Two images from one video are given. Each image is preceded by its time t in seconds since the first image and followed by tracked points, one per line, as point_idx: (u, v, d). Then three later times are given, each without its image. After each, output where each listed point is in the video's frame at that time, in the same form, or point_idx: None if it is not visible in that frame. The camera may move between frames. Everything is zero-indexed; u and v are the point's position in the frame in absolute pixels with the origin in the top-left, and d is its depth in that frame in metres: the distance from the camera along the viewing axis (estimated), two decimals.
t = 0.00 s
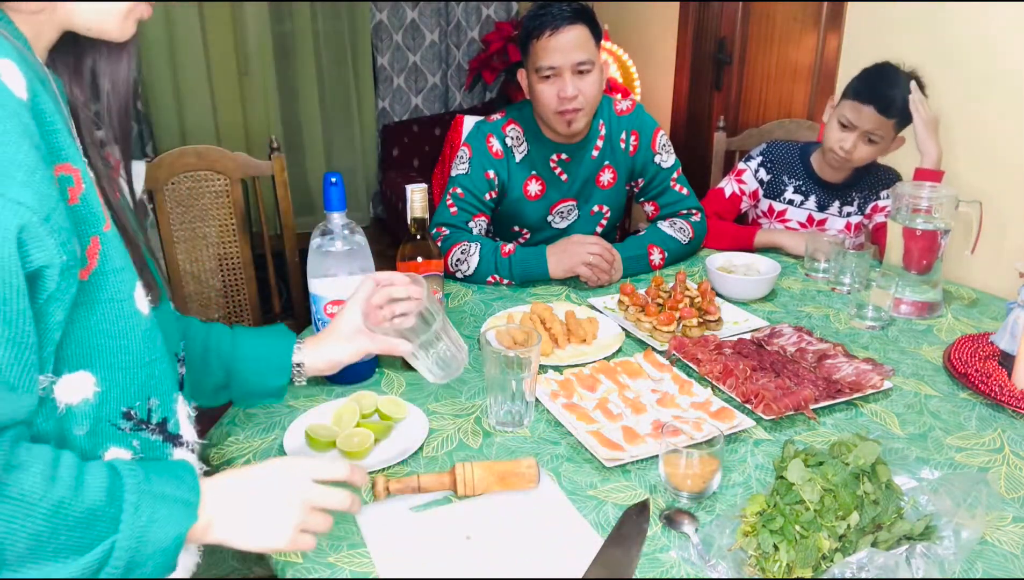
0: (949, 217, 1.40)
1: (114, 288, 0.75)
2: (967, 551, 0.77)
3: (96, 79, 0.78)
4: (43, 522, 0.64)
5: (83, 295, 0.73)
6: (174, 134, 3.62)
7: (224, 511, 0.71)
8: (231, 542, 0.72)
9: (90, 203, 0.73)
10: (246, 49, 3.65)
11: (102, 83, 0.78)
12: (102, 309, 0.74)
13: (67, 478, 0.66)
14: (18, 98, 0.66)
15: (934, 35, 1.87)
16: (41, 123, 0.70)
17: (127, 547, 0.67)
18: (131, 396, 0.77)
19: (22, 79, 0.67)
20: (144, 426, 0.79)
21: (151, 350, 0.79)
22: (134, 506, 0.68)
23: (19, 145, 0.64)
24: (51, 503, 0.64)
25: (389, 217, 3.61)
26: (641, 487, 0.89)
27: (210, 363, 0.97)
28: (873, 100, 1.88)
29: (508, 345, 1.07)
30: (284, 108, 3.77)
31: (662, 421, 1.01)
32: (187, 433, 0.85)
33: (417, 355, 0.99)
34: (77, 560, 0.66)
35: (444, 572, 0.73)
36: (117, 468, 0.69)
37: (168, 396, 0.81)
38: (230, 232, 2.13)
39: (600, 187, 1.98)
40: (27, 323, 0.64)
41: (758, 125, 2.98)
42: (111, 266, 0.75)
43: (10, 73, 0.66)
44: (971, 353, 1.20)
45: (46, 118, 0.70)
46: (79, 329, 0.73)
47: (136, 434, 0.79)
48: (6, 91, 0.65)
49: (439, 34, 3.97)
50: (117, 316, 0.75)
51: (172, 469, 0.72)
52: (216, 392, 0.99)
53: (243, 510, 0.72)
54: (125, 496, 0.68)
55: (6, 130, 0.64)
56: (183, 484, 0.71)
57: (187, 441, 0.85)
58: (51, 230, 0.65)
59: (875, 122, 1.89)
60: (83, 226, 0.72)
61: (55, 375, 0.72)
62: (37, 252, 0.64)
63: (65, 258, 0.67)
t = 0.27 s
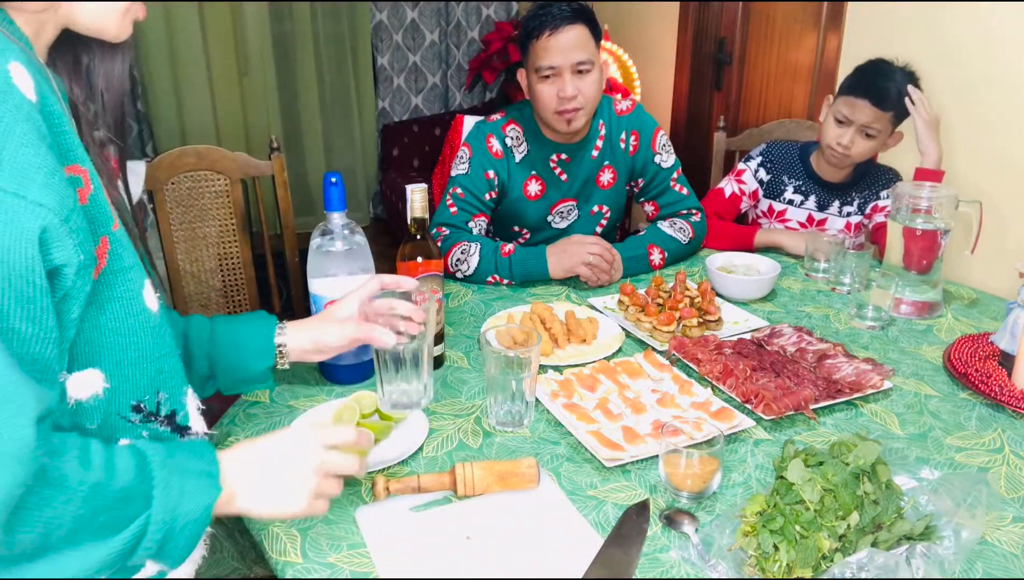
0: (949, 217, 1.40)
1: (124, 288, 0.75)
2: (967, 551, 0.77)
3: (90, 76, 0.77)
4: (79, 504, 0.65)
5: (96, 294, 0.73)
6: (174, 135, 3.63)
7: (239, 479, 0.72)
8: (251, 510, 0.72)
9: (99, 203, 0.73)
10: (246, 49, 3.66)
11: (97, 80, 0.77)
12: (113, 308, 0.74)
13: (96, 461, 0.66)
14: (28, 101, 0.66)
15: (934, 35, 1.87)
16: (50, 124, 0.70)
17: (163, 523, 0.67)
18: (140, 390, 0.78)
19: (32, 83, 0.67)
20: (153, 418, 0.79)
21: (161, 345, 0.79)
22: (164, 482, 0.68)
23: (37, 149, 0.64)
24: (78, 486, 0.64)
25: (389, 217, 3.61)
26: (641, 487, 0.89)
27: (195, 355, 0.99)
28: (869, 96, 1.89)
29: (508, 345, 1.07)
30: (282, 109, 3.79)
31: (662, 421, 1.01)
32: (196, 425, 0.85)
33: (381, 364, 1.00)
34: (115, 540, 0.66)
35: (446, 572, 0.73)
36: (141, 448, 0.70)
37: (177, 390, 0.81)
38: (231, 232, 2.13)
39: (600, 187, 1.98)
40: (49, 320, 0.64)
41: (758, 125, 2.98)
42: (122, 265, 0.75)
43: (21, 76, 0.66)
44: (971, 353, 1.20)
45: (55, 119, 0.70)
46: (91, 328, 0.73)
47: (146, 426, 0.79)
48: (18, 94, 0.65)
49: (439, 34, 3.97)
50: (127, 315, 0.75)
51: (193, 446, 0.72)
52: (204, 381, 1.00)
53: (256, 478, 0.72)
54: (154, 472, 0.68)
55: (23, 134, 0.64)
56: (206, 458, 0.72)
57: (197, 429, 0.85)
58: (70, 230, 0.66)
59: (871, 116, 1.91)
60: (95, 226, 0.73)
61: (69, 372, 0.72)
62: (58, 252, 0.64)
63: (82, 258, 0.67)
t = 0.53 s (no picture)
0: (949, 217, 1.40)
1: (120, 296, 0.75)
2: (967, 551, 0.77)
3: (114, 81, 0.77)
4: (67, 509, 0.65)
5: (90, 301, 0.73)
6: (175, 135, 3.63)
7: (237, 486, 0.72)
8: (246, 516, 0.72)
9: (99, 212, 0.73)
10: (246, 50, 3.66)
11: (121, 85, 0.77)
12: (107, 316, 0.74)
13: (87, 468, 0.66)
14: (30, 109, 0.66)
15: (935, 35, 1.87)
16: (54, 131, 0.69)
17: (151, 530, 0.68)
18: (130, 400, 0.78)
19: (37, 89, 0.67)
20: (141, 427, 0.80)
21: (155, 356, 0.79)
22: (154, 489, 0.68)
23: (35, 154, 0.64)
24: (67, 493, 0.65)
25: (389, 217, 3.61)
26: (641, 487, 0.89)
27: (253, 340, 1.02)
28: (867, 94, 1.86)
29: (508, 345, 1.07)
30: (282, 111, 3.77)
31: (662, 421, 1.01)
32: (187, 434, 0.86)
33: (416, 345, 1.10)
34: (104, 545, 0.67)
35: (447, 572, 0.73)
36: (132, 453, 0.70)
37: (168, 402, 0.82)
38: (231, 232, 2.12)
39: (600, 187, 1.98)
40: (40, 327, 0.64)
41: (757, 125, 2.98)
42: (119, 274, 0.75)
43: (25, 83, 0.66)
44: (971, 353, 1.20)
45: (59, 126, 0.69)
46: (83, 335, 0.73)
47: (134, 435, 0.79)
48: (21, 100, 0.65)
49: (439, 34, 3.97)
50: (120, 325, 0.75)
51: (187, 453, 0.72)
52: (260, 367, 1.02)
53: (256, 481, 0.73)
54: (144, 480, 0.68)
55: (21, 139, 0.64)
56: (198, 465, 0.71)
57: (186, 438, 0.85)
58: (65, 237, 0.66)
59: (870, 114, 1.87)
60: (92, 234, 0.72)
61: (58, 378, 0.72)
62: (51, 259, 0.64)
63: (76, 266, 0.67)
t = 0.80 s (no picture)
0: (949, 217, 1.40)
1: (116, 294, 0.74)
2: (967, 551, 0.77)
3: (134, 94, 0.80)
4: (45, 513, 0.65)
5: (84, 297, 0.72)
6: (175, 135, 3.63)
7: (230, 507, 0.72)
8: (234, 537, 0.72)
9: (97, 208, 0.73)
10: (246, 49, 3.65)
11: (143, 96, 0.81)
12: (102, 313, 0.74)
13: (75, 473, 0.67)
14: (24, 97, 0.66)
15: (935, 35, 1.87)
16: (50, 125, 0.69)
17: (133, 541, 0.68)
18: (127, 403, 0.77)
19: (33, 79, 0.68)
20: (138, 433, 0.79)
21: (153, 359, 0.78)
22: (140, 499, 0.69)
23: (24, 144, 0.65)
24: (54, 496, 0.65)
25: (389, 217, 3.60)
26: (641, 487, 0.89)
27: (301, 342, 1.02)
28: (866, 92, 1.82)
29: (508, 345, 1.07)
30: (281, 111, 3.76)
31: (662, 421, 1.01)
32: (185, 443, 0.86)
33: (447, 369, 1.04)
34: (81, 554, 0.66)
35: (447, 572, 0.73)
36: (122, 461, 0.70)
37: (166, 406, 0.81)
38: (231, 233, 2.10)
39: (600, 187, 1.98)
40: (26, 319, 0.64)
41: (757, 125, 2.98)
42: (114, 272, 0.74)
43: (22, 74, 0.67)
44: (971, 353, 1.20)
45: (57, 120, 0.70)
46: (75, 331, 0.72)
47: (131, 440, 0.79)
48: (15, 91, 0.66)
49: (439, 34, 3.97)
50: (117, 323, 0.75)
51: (178, 464, 0.73)
52: (303, 370, 1.03)
53: (247, 499, 0.73)
54: (131, 489, 0.69)
55: (12, 128, 0.65)
56: (188, 478, 0.72)
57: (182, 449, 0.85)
58: (52, 227, 0.65)
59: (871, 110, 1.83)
60: (88, 230, 0.72)
61: (52, 378, 0.72)
62: (35, 250, 0.64)
63: (65, 258, 0.67)
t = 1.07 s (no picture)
0: (949, 217, 1.40)
1: (120, 295, 0.74)
2: (967, 551, 0.77)
3: (145, 89, 0.84)
4: (49, 515, 0.65)
5: (86, 299, 0.72)
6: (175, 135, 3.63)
7: (234, 509, 0.73)
8: (241, 537, 0.72)
9: (99, 209, 0.73)
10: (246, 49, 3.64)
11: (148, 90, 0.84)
12: (105, 315, 0.74)
13: (79, 475, 0.67)
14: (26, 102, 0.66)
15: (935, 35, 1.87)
16: (51, 128, 0.69)
17: (137, 542, 0.69)
18: (134, 402, 0.77)
19: (34, 84, 0.67)
20: (145, 432, 0.79)
21: (160, 357, 0.78)
22: (144, 500, 0.69)
23: (23, 148, 0.64)
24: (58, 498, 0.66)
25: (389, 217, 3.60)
26: (641, 487, 0.89)
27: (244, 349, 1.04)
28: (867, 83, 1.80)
29: (508, 345, 1.07)
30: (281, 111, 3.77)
31: (662, 421, 1.00)
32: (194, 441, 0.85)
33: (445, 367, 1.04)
34: (86, 555, 0.67)
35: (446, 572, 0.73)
36: (127, 462, 0.71)
37: (173, 405, 0.81)
38: (231, 233, 2.11)
39: (600, 187, 1.98)
40: (27, 323, 0.63)
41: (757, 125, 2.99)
42: (117, 273, 0.74)
43: (20, 77, 0.66)
44: (971, 353, 1.20)
45: (57, 123, 0.69)
46: (79, 332, 0.73)
47: (138, 439, 0.79)
48: (15, 95, 0.65)
49: (439, 34, 3.97)
50: (122, 324, 0.75)
51: (184, 465, 0.74)
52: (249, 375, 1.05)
53: (253, 498, 0.73)
54: (135, 492, 0.69)
55: (12, 133, 0.64)
56: (194, 478, 0.73)
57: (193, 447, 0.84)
58: (52, 232, 0.65)
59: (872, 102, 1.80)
60: (90, 232, 0.72)
61: (58, 379, 0.73)
62: (36, 255, 0.64)
63: (66, 262, 0.66)
